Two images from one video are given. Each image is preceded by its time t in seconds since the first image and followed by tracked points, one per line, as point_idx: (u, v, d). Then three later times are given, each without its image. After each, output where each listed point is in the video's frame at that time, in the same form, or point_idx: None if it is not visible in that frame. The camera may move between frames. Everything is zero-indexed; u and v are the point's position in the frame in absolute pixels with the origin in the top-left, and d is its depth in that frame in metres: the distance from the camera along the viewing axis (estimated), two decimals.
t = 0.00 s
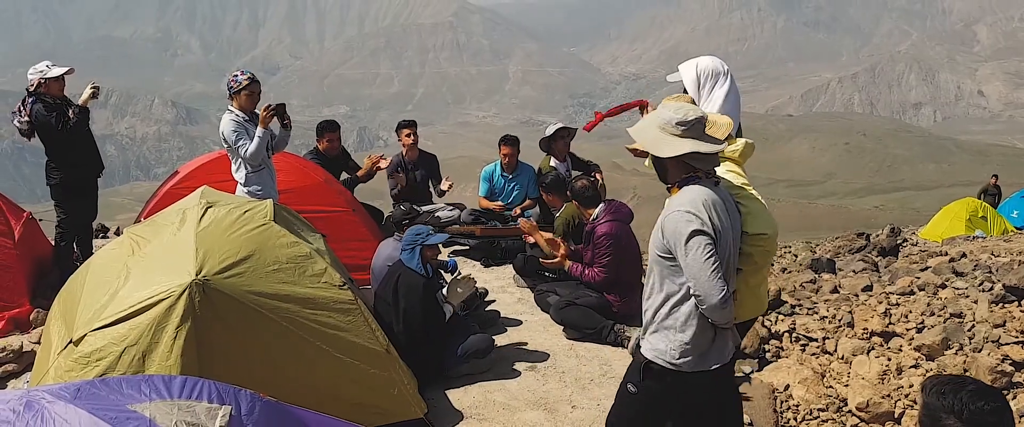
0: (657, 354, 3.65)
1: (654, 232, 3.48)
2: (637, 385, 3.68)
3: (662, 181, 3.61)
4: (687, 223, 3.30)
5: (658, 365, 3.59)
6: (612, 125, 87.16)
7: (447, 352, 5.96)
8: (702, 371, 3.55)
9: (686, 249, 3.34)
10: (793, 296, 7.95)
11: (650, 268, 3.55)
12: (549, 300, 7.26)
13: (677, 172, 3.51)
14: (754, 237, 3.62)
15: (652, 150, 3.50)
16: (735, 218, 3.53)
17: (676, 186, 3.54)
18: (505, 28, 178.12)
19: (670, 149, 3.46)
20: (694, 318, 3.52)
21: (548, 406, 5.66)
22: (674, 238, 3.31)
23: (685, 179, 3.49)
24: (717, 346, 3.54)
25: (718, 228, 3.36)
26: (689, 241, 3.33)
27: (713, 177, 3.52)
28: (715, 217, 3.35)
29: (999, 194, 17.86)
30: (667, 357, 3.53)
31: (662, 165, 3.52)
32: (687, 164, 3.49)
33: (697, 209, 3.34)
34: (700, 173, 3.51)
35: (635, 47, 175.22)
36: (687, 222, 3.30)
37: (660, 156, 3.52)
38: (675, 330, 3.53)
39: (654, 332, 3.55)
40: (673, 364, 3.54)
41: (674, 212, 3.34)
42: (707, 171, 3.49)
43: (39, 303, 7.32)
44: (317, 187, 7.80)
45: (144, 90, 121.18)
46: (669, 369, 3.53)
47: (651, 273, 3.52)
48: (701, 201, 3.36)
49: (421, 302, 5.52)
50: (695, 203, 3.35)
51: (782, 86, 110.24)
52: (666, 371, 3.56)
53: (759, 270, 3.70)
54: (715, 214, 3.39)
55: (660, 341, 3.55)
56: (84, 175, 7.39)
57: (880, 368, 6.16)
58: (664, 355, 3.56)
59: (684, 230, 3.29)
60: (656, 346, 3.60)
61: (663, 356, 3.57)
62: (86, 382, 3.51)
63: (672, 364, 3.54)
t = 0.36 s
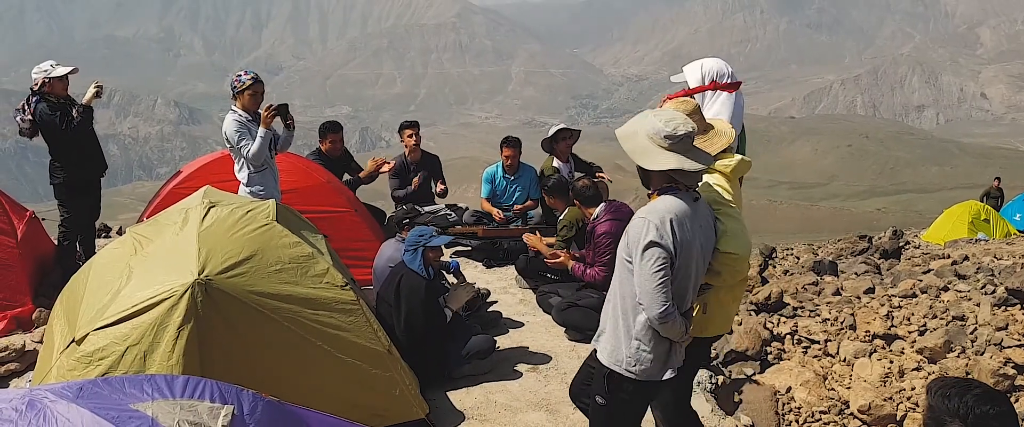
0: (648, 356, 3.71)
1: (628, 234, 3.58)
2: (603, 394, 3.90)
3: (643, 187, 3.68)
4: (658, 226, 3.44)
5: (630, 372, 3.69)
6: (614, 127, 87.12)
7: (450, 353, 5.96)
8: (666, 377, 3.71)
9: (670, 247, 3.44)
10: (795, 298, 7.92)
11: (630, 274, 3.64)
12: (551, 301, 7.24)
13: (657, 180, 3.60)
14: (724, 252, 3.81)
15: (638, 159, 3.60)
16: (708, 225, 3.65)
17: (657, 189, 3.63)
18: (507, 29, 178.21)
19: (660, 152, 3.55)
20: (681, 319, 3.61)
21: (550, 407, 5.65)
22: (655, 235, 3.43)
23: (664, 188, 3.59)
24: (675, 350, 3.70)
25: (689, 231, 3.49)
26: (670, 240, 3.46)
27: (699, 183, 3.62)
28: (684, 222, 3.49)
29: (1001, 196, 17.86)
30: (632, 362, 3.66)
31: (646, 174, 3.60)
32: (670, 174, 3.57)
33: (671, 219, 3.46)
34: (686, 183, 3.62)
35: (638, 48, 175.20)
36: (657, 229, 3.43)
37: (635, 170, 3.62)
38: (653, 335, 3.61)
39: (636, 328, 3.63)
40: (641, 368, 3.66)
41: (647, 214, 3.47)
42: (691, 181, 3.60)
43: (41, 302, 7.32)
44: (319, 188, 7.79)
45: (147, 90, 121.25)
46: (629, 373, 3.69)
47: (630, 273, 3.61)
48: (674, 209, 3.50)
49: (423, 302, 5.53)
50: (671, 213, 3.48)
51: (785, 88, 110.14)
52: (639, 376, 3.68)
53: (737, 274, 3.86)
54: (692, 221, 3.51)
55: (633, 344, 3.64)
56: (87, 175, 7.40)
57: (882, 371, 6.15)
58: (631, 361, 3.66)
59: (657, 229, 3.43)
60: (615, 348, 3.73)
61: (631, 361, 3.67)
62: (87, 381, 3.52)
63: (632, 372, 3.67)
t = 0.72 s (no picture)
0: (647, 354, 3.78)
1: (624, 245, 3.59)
2: (595, 400, 3.83)
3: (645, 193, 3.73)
4: (660, 233, 3.44)
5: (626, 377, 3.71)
6: (614, 129, 87.17)
7: (451, 354, 5.95)
8: (656, 385, 3.75)
9: (673, 252, 3.49)
10: (795, 300, 7.91)
11: (627, 281, 3.69)
12: (552, 303, 7.24)
13: (662, 187, 3.64)
14: (727, 256, 3.86)
15: (644, 166, 3.65)
16: (709, 228, 3.73)
17: (661, 195, 3.66)
18: (508, 32, 178.34)
19: (665, 157, 3.60)
20: (679, 322, 3.65)
21: (552, 409, 5.65)
22: (661, 244, 3.43)
23: (669, 196, 3.62)
24: (667, 357, 3.75)
25: (687, 243, 3.51)
26: (674, 248, 3.48)
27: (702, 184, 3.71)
28: (683, 227, 3.50)
29: (1001, 198, 17.88)
30: (626, 361, 3.70)
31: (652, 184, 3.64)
32: (675, 180, 3.61)
33: (668, 230, 3.46)
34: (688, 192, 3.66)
35: (638, 50, 175.39)
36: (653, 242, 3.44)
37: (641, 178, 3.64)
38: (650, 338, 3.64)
39: (633, 329, 3.66)
40: (633, 371, 3.71)
41: (650, 221, 3.48)
42: (691, 189, 3.63)
43: (41, 304, 7.32)
44: (320, 189, 7.80)
45: (147, 91, 121.30)
46: (621, 377, 3.72)
47: (627, 279, 3.65)
48: (679, 213, 3.53)
49: (424, 304, 5.53)
50: (674, 218, 3.50)
51: (785, 90, 110.18)
52: (634, 379, 3.72)
53: (739, 275, 3.95)
54: (695, 220, 3.59)
55: (633, 347, 3.68)
56: (89, 177, 7.43)
57: (883, 373, 6.16)
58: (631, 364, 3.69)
59: (661, 237, 3.44)
60: (609, 354, 3.75)
61: (623, 365, 3.71)
62: (89, 383, 3.51)
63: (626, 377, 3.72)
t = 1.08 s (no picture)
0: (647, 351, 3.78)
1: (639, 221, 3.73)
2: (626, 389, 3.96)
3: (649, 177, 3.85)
4: (669, 213, 3.55)
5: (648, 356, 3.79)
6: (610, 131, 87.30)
7: (447, 357, 5.95)
8: (690, 365, 3.77)
9: (687, 240, 3.53)
10: (792, 302, 7.92)
11: (643, 267, 3.77)
12: (547, 306, 7.24)
13: (660, 171, 3.74)
14: (736, 236, 3.92)
15: (648, 152, 3.72)
16: (709, 226, 3.74)
17: (661, 178, 3.77)
18: (504, 34, 178.39)
19: (668, 150, 3.66)
20: (690, 309, 3.67)
21: (547, 412, 5.65)
22: (676, 232, 3.53)
23: (669, 176, 3.74)
24: (703, 340, 3.80)
25: (700, 220, 3.63)
26: (688, 234, 3.57)
27: (700, 173, 3.74)
28: (694, 209, 3.62)
29: (995, 200, 17.92)
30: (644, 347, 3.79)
31: (655, 165, 3.76)
32: (676, 168, 3.71)
33: (679, 207, 3.58)
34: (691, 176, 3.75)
35: (634, 53, 175.79)
36: (673, 221, 3.54)
37: (646, 154, 3.76)
38: (666, 319, 3.71)
39: (656, 315, 3.73)
40: (651, 356, 3.79)
41: (667, 205, 3.59)
42: (695, 172, 3.73)
43: (36, 308, 7.30)
44: (316, 192, 7.79)
45: (142, 94, 121.29)
46: (645, 357, 3.78)
47: (642, 265, 3.76)
48: (684, 201, 3.62)
49: (419, 307, 5.53)
50: (679, 200, 3.60)
51: (780, 92, 110.48)
52: (653, 361, 3.79)
53: (737, 263, 3.97)
54: (699, 210, 3.63)
55: (660, 333, 3.75)
56: (83, 181, 7.40)
57: (879, 374, 6.16)
58: (654, 349, 3.77)
59: (671, 215, 3.55)
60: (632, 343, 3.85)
61: (658, 352, 3.76)
62: (83, 388, 3.51)
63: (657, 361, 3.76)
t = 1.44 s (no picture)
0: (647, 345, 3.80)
1: (648, 209, 3.74)
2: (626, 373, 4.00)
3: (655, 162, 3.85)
4: (679, 202, 3.57)
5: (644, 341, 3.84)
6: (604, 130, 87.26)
7: (441, 357, 5.94)
8: (699, 345, 3.76)
9: (695, 229, 3.55)
10: (785, 300, 7.94)
11: (647, 258, 3.81)
12: (542, 305, 7.27)
13: (673, 158, 3.74)
14: (736, 223, 3.93)
15: (653, 133, 3.73)
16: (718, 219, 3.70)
17: (671, 168, 3.76)
18: (497, 33, 178.27)
19: (673, 133, 3.67)
20: (696, 299, 3.69)
21: (542, 412, 5.65)
22: (689, 220, 3.54)
23: (680, 166, 3.73)
24: (713, 323, 3.81)
25: (713, 203, 3.63)
26: (700, 221, 3.57)
27: (703, 161, 3.76)
28: (708, 192, 3.63)
29: (987, 198, 17.98)
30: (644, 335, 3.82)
31: (662, 151, 3.75)
32: (684, 153, 3.72)
33: (692, 190, 3.58)
34: (697, 159, 3.74)
35: (627, 52, 176.03)
36: (684, 206, 3.55)
37: (653, 136, 3.75)
38: (666, 309, 3.76)
39: (658, 309, 3.78)
40: (652, 341, 3.81)
41: (680, 193, 3.59)
42: (701, 162, 3.73)
43: (29, 310, 7.25)
44: (308, 192, 7.78)
45: (135, 94, 120.97)
46: (648, 343, 3.82)
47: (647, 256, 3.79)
48: (697, 184, 3.62)
49: (411, 307, 5.52)
50: (694, 185, 3.61)
51: (773, 91, 110.65)
52: (654, 352, 3.81)
53: (733, 252, 3.97)
54: (709, 201, 3.63)
55: (665, 322, 3.77)
56: (77, 182, 7.40)
57: (873, 371, 6.18)
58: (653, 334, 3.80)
59: (679, 207, 3.57)
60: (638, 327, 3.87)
61: (653, 331, 3.80)
62: (77, 390, 3.50)
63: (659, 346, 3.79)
